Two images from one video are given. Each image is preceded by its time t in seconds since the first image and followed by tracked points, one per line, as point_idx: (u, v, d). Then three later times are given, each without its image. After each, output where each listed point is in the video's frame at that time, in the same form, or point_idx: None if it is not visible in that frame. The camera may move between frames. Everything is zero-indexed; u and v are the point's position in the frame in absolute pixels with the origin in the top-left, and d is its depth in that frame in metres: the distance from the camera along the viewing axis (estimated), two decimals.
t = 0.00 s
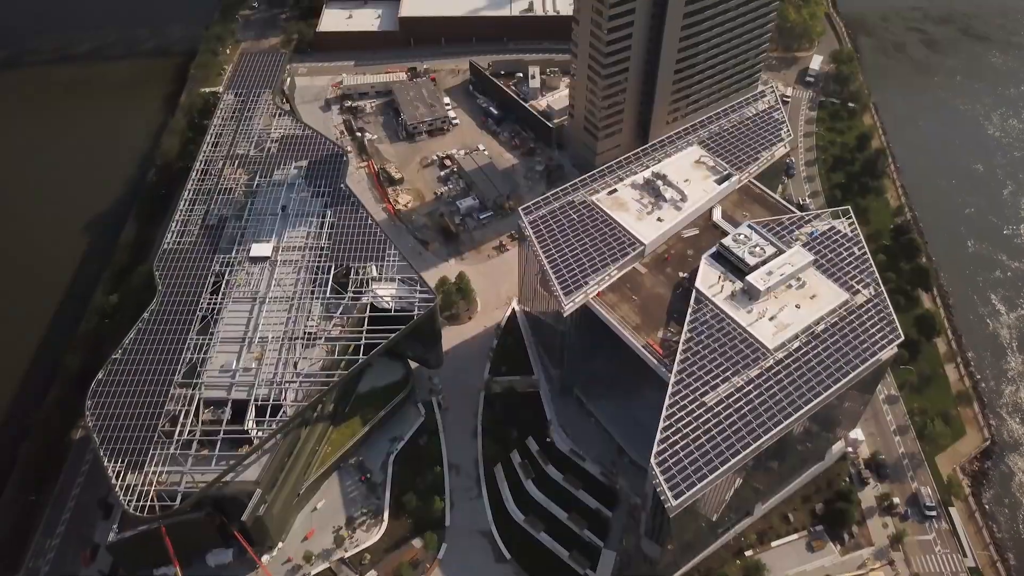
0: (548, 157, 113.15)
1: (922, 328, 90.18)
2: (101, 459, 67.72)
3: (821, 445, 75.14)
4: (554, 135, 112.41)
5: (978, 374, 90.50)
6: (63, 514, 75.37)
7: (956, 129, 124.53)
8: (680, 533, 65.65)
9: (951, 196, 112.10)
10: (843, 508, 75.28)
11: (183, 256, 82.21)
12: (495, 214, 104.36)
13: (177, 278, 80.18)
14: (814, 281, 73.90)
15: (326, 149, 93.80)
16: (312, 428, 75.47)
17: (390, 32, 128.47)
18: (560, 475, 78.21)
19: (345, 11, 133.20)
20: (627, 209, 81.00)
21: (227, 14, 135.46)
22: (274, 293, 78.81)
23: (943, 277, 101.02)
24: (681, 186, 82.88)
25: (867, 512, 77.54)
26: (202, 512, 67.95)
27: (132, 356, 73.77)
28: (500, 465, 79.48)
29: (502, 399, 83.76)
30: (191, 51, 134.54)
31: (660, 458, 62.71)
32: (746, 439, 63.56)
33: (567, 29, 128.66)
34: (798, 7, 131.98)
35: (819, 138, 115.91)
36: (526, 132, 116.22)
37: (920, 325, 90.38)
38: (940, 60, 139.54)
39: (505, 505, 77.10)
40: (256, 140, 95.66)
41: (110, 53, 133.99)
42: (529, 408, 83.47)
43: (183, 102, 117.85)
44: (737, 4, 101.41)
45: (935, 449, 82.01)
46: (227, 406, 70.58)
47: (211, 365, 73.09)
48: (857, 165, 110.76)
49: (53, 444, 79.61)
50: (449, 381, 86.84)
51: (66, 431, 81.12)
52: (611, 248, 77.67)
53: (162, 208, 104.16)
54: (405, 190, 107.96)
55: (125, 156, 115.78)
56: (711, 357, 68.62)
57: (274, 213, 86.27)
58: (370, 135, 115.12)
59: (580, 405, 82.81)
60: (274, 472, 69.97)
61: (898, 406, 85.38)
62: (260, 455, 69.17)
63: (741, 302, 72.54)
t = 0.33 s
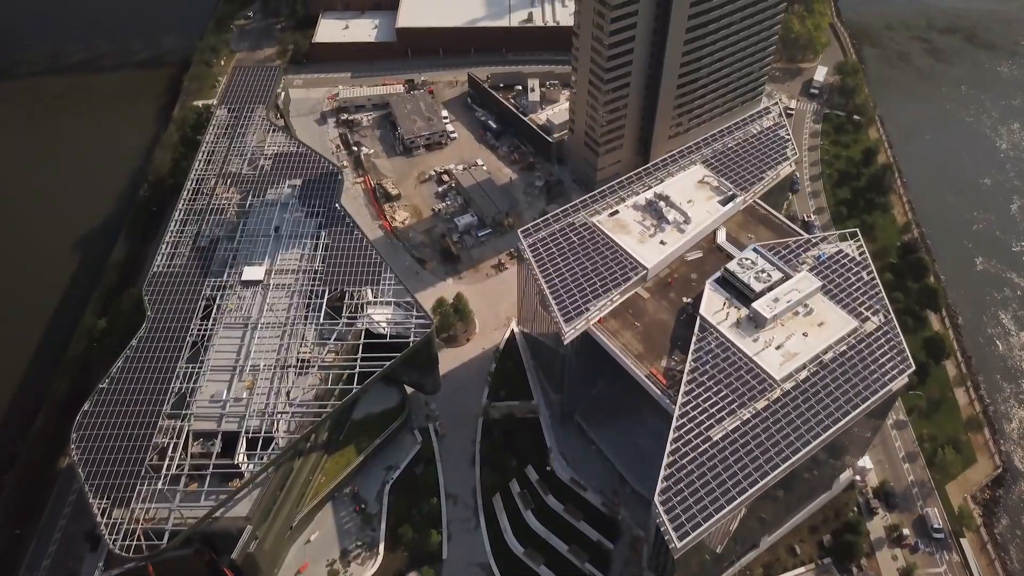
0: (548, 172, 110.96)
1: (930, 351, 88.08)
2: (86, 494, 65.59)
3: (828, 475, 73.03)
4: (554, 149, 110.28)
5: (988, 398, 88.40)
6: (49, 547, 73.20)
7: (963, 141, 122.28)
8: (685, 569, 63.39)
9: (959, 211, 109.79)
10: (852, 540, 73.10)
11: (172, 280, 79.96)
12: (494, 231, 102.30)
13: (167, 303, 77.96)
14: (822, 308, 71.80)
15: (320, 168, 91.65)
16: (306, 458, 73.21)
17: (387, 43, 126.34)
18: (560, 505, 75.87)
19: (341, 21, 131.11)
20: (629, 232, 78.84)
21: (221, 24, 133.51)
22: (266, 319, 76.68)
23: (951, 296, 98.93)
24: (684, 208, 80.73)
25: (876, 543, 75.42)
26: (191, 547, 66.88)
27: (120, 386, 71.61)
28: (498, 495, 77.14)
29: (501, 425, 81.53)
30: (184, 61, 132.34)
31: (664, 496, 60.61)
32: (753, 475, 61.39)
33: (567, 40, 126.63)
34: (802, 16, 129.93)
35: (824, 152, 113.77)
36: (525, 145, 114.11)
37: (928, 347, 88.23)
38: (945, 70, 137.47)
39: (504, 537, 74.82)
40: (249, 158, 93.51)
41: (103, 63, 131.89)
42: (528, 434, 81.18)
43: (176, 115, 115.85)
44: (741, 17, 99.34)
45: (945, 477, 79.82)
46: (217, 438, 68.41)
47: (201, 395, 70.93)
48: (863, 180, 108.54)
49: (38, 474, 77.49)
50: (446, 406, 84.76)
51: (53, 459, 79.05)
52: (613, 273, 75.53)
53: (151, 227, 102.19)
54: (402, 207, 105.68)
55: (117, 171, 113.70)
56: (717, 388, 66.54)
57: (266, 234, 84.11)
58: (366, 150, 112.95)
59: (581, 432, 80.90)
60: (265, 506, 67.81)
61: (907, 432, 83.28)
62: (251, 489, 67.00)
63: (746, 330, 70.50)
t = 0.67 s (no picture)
0: (547, 188, 108.80)
1: (940, 374, 86.06)
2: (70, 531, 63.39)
3: (836, 507, 70.91)
4: (554, 165, 108.22)
5: (999, 422, 86.34)
6: None
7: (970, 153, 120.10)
8: None
9: (967, 226, 107.57)
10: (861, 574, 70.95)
11: (161, 305, 77.75)
12: (492, 249, 100.21)
13: (156, 328, 75.79)
14: (830, 336, 69.68)
15: (315, 186, 89.53)
16: (300, 490, 70.82)
17: (384, 54, 124.27)
18: (560, 537, 73.72)
19: (338, 31, 128.96)
20: (631, 255, 76.73)
21: (216, 35, 131.49)
22: (258, 346, 74.55)
23: (960, 315, 96.83)
24: (687, 230, 78.61)
25: None
26: None
27: (106, 417, 69.44)
28: (497, 526, 75.11)
29: (500, 453, 79.23)
30: (178, 72, 130.15)
31: (668, 537, 58.41)
32: (761, 515, 59.19)
33: (567, 51, 124.62)
34: (805, 26, 127.84)
35: (828, 166, 111.71)
36: (524, 160, 111.96)
37: (937, 370, 86.13)
38: (950, 80, 135.38)
39: (503, 570, 72.67)
40: (242, 176, 91.44)
41: (93, 75, 129.69)
42: (528, 462, 78.83)
43: (170, 128, 113.76)
44: (745, 30, 97.47)
45: (956, 506, 77.70)
46: (206, 471, 66.19)
47: (190, 426, 68.75)
48: (869, 196, 106.27)
49: (25, 505, 75.28)
50: (443, 433, 82.67)
51: (40, 488, 76.78)
52: (615, 298, 73.35)
53: (143, 246, 100.16)
54: (398, 223, 103.63)
55: (109, 186, 111.57)
56: (722, 422, 64.35)
57: (259, 256, 82.01)
58: (363, 164, 110.80)
59: (581, 460, 78.77)
60: (256, 542, 65.67)
61: (916, 458, 81.25)
62: (242, 525, 64.95)
63: (752, 359, 68.35)
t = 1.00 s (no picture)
0: (547, 204, 106.71)
1: (949, 399, 83.97)
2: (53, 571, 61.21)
3: (845, 542, 68.74)
4: (554, 181, 106.24)
5: (1010, 448, 84.23)
6: None
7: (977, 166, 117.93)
8: None
9: (975, 242, 105.30)
10: None
11: (150, 332, 75.55)
12: (491, 268, 98.09)
13: (144, 356, 73.62)
14: (839, 366, 67.57)
15: (309, 206, 87.40)
16: (292, 524, 68.72)
17: (381, 66, 122.18)
18: (560, 571, 71.59)
19: (334, 43, 126.81)
20: (633, 280, 74.62)
21: (210, 47, 129.34)
22: (249, 375, 72.36)
23: (969, 335, 94.66)
24: (691, 253, 76.53)
25: None
26: None
27: (93, 450, 67.29)
28: (495, 559, 72.75)
29: (498, 482, 77.12)
30: (171, 83, 127.93)
31: None
32: (769, 557, 57.05)
33: (567, 64, 122.67)
34: (809, 37, 125.78)
35: (834, 181, 109.67)
36: (523, 175, 109.87)
37: (947, 395, 84.04)
38: (956, 90, 133.31)
39: None
40: (234, 196, 89.33)
41: (85, 86, 127.45)
42: (527, 493, 76.64)
43: (162, 142, 111.60)
44: (749, 45, 95.64)
45: (967, 537, 75.53)
46: (194, 508, 64.00)
47: (179, 460, 66.58)
48: (875, 213, 104.19)
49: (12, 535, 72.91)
50: (440, 461, 80.58)
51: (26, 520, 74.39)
52: (617, 325, 71.20)
53: (133, 265, 97.83)
54: (395, 241, 101.55)
55: (104, 194, 110.57)
56: (728, 457, 62.22)
57: (251, 280, 79.85)
58: (359, 180, 108.60)
59: (582, 490, 76.65)
60: None
61: (925, 487, 79.19)
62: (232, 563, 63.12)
63: (758, 391, 66.24)
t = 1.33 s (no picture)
0: (547, 222, 104.64)
1: (960, 427, 81.86)
2: None
3: None
4: (554, 199, 104.28)
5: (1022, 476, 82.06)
6: None
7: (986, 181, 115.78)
8: None
9: (984, 260, 103.16)
10: None
11: (138, 361, 73.27)
12: (490, 288, 95.96)
13: (132, 386, 71.42)
14: (848, 399, 65.39)
15: (303, 227, 85.32)
16: (284, 561, 66.66)
17: (378, 78, 120.14)
18: None
19: (330, 55, 124.76)
20: (636, 306, 72.39)
21: (205, 59, 127.22)
22: (240, 405, 70.20)
23: (978, 357, 92.54)
24: (695, 279, 74.31)
25: None
26: None
27: (78, 486, 65.03)
28: None
29: (497, 514, 74.98)
30: (165, 95, 125.74)
31: None
32: None
33: (567, 77, 120.70)
34: (813, 49, 123.72)
35: (839, 197, 107.62)
36: (523, 192, 107.83)
37: (957, 422, 82.02)
38: (962, 102, 131.27)
39: None
40: (227, 216, 87.23)
41: (77, 99, 125.36)
42: (526, 526, 74.55)
43: (155, 157, 109.53)
44: (754, 61, 93.82)
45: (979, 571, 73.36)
46: (182, 546, 61.91)
47: (167, 497, 64.45)
48: (881, 231, 102.14)
49: None
50: (437, 491, 78.49)
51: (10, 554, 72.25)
52: (619, 354, 68.98)
53: (123, 284, 95.61)
54: (392, 260, 99.40)
55: (104, 194, 110.72)
56: (735, 496, 60.08)
57: (243, 305, 77.70)
58: (355, 197, 106.45)
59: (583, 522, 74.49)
60: None
61: (936, 518, 77.05)
62: None
63: (765, 425, 64.10)
